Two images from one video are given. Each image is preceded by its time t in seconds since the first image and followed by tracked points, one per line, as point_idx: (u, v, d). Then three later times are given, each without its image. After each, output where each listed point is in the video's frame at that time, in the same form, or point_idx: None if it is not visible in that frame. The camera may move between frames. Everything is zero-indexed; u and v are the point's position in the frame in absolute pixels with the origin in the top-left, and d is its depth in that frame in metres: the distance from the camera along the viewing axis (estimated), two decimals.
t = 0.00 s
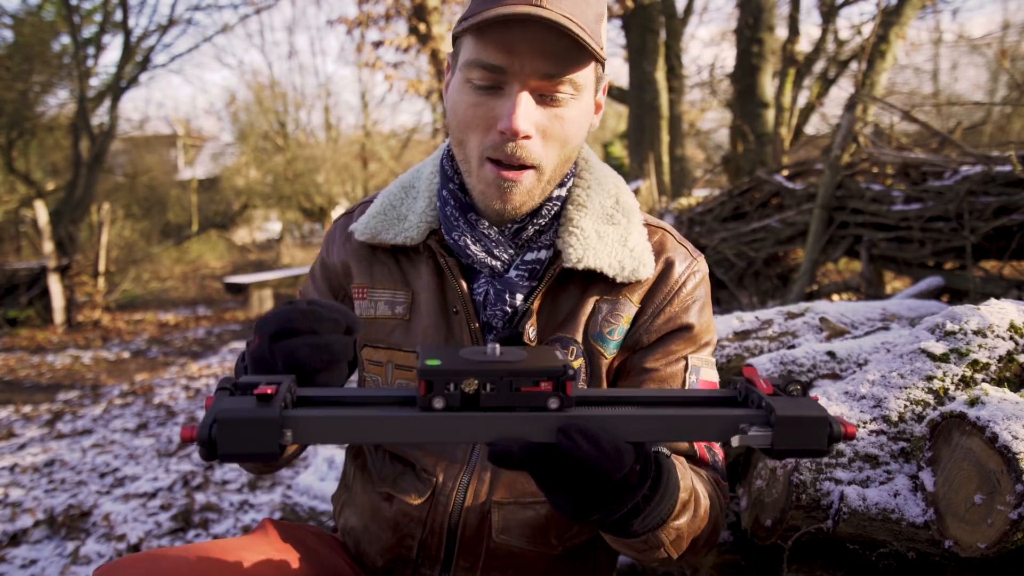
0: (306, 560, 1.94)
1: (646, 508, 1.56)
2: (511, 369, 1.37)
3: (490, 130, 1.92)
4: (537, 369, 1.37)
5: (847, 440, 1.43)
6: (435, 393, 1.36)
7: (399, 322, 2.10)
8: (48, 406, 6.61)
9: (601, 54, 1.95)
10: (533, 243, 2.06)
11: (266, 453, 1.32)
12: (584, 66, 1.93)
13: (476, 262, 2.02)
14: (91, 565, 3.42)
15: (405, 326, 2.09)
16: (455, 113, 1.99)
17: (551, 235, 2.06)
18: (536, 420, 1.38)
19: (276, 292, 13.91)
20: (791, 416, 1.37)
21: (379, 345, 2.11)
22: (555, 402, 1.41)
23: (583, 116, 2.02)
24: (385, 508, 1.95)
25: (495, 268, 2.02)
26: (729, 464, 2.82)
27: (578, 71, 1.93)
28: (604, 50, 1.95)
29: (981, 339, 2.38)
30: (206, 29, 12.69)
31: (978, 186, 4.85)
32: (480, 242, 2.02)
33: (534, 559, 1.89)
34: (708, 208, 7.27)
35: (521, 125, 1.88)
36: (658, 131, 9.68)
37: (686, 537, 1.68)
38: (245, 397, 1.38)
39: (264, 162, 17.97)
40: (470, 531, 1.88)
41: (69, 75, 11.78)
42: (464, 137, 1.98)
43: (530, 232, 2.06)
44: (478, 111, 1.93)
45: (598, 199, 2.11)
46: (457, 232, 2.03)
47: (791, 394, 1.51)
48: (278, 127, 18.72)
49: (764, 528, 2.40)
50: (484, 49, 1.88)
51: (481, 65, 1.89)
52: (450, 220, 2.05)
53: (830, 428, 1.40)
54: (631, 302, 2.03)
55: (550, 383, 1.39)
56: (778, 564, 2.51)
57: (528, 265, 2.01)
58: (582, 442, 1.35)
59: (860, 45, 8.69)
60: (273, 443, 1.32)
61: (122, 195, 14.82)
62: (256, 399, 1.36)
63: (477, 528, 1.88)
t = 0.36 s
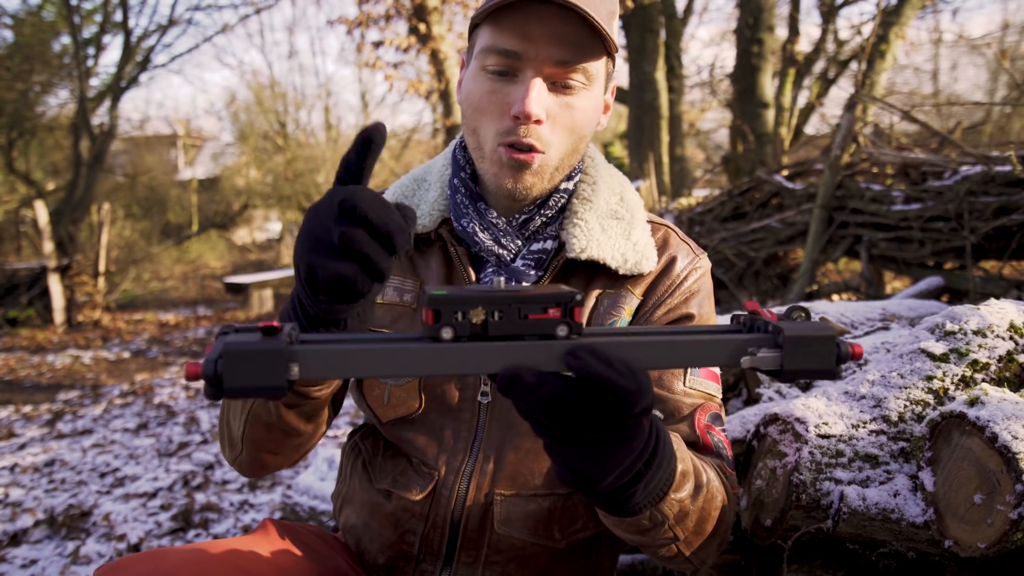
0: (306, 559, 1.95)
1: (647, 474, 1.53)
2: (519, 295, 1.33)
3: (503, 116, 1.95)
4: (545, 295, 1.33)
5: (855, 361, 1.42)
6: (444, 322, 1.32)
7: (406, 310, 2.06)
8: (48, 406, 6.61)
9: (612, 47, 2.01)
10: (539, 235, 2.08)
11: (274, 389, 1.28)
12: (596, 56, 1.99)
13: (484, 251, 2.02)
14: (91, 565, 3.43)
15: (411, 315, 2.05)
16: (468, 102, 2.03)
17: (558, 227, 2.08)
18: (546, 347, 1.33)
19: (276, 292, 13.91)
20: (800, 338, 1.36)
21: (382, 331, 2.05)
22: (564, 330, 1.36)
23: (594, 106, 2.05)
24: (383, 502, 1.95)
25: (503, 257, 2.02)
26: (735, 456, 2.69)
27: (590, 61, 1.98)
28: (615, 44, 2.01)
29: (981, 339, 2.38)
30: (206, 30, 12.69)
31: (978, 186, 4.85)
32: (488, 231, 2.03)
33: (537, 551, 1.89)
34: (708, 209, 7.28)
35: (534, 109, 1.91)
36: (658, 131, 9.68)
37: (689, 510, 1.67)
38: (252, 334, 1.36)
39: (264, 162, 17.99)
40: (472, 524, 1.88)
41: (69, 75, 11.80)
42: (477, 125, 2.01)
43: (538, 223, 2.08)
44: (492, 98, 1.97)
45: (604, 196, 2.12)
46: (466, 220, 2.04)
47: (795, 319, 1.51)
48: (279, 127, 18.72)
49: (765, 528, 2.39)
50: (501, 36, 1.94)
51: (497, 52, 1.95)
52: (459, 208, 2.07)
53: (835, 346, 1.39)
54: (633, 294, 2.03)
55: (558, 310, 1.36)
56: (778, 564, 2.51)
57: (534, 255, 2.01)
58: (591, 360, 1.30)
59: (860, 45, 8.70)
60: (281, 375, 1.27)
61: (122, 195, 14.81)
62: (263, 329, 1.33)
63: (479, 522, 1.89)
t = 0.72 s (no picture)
0: (306, 559, 1.96)
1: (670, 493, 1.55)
2: (546, 324, 1.30)
3: (502, 124, 1.95)
4: (573, 325, 1.30)
5: (886, 412, 1.34)
6: (471, 344, 1.30)
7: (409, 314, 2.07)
8: (49, 406, 6.61)
9: (605, 41, 2.00)
10: (545, 239, 2.09)
11: (306, 397, 1.29)
12: (590, 54, 1.97)
13: (490, 254, 2.03)
14: (91, 565, 3.43)
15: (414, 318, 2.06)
16: (467, 112, 2.03)
17: (563, 231, 2.08)
18: (569, 375, 1.32)
19: (276, 292, 13.91)
20: (832, 388, 1.29)
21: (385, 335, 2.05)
22: (589, 358, 1.34)
23: (592, 104, 2.04)
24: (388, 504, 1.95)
25: (508, 261, 2.03)
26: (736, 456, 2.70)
27: (584, 59, 1.96)
28: (608, 38, 1.99)
29: (981, 338, 2.38)
30: (206, 30, 12.68)
31: (978, 186, 4.85)
32: (493, 234, 2.04)
33: (538, 554, 1.89)
34: (708, 209, 7.28)
35: (532, 116, 1.91)
36: (658, 130, 9.68)
37: (705, 526, 1.68)
38: (288, 339, 1.36)
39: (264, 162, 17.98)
40: (474, 527, 1.89)
41: (69, 75, 11.79)
42: (477, 135, 2.01)
43: (543, 227, 2.09)
44: (490, 106, 1.97)
45: (609, 200, 2.12)
46: (471, 223, 2.05)
47: (832, 361, 1.39)
48: (278, 127, 18.72)
49: (764, 528, 2.39)
50: (492, 46, 1.94)
51: (490, 62, 1.95)
52: (464, 211, 2.08)
53: (867, 398, 1.31)
54: (641, 301, 2.02)
55: (585, 340, 1.33)
56: (778, 564, 2.51)
57: (540, 259, 2.02)
58: (613, 393, 1.29)
59: (860, 45, 8.70)
60: (312, 385, 1.29)
61: (122, 195, 14.81)
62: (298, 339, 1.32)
63: (481, 525, 1.89)
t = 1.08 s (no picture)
0: (306, 560, 1.95)
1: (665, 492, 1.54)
2: (541, 334, 1.30)
3: (496, 124, 1.95)
4: (567, 332, 1.30)
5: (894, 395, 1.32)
6: (467, 358, 1.29)
7: (407, 314, 2.07)
8: (48, 406, 6.61)
9: (594, 34, 1.99)
10: (543, 239, 2.08)
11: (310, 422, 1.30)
12: (580, 47, 1.97)
13: (488, 254, 2.03)
14: (91, 565, 3.42)
15: (413, 318, 2.07)
16: (460, 114, 2.03)
17: (561, 232, 2.07)
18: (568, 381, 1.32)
19: (276, 292, 13.90)
20: (829, 374, 1.27)
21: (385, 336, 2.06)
22: (586, 363, 1.33)
23: (586, 98, 2.04)
24: (387, 505, 1.95)
25: (506, 261, 2.02)
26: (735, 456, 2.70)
27: (574, 53, 1.96)
28: (596, 31, 1.99)
29: (981, 338, 2.38)
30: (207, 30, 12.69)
31: (978, 186, 4.85)
32: (491, 235, 2.03)
33: (538, 555, 1.89)
34: (708, 208, 7.28)
35: (525, 114, 1.91)
36: (658, 131, 9.68)
37: (699, 528, 1.68)
38: (288, 367, 1.35)
39: (264, 162, 17.99)
40: (473, 527, 1.88)
41: (68, 75, 11.77)
42: (472, 136, 2.01)
43: (541, 227, 2.07)
44: (484, 107, 1.97)
45: (608, 200, 2.12)
46: (469, 224, 2.04)
47: (838, 347, 1.36)
48: (278, 127, 18.72)
49: (765, 528, 2.39)
50: (482, 46, 1.93)
51: (481, 62, 1.95)
52: (461, 212, 2.07)
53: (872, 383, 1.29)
54: (639, 301, 2.02)
55: (580, 346, 1.32)
56: (778, 565, 2.50)
57: (539, 259, 2.02)
58: (612, 398, 1.29)
59: (860, 45, 8.69)
60: (318, 410, 1.29)
61: (122, 195, 14.80)
62: (299, 366, 1.31)
63: (481, 525, 1.89)
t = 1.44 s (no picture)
0: (305, 559, 1.95)
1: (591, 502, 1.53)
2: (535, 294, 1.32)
3: (494, 120, 1.94)
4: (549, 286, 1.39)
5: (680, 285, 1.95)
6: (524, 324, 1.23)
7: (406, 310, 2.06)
8: (48, 406, 6.61)
9: (591, 34, 2.00)
10: (541, 238, 2.07)
11: (492, 439, 1.03)
12: (577, 46, 1.98)
13: (486, 252, 2.01)
14: (91, 565, 3.42)
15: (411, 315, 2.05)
16: (458, 110, 2.02)
17: (559, 231, 2.08)
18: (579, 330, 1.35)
19: (276, 292, 13.90)
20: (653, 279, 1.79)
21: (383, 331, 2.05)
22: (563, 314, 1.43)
23: (583, 97, 2.04)
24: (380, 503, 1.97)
25: (505, 259, 2.00)
26: (734, 455, 2.70)
27: (572, 51, 1.97)
28: (594, 30, 2.00)
29: (981, 339, 2.37)
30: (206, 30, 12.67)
31: (978, 186, 4.85)
32: (490, 232, 2.03)
33: (535, 555, 1.89)
34: (708, 208, 7.28)
35: (524, 109, 1.90)
36: (658, 130, 9.67)
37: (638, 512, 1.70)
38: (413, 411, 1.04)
39: (264, 162, 18.00)
40: (471, 527, 1.89)
41: (69, 75, 11.77)
42: (470, 132, 2.01)
43: (539, 226, 2.07)
44: (481, 103, 1.96)
45: (605, 200, 2.12)
46: (468, 221, 2.04)
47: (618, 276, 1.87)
48: (278, 127, 18.72)
49: (765, 528, 2.39)
50: (481, 43, 1.93)
51: (479, 58, 1.95)
52: (462, 210, 2.07)
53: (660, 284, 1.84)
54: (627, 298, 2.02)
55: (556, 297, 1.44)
56: (778, 565, 2.50)
57: (536, 258, 2.01)
58: (608, 331, 1.39)
59: (860, 45, 8.69)
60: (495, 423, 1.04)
61: (122, 195, 14.81)
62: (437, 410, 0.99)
63: (479, 524, 1.89)
